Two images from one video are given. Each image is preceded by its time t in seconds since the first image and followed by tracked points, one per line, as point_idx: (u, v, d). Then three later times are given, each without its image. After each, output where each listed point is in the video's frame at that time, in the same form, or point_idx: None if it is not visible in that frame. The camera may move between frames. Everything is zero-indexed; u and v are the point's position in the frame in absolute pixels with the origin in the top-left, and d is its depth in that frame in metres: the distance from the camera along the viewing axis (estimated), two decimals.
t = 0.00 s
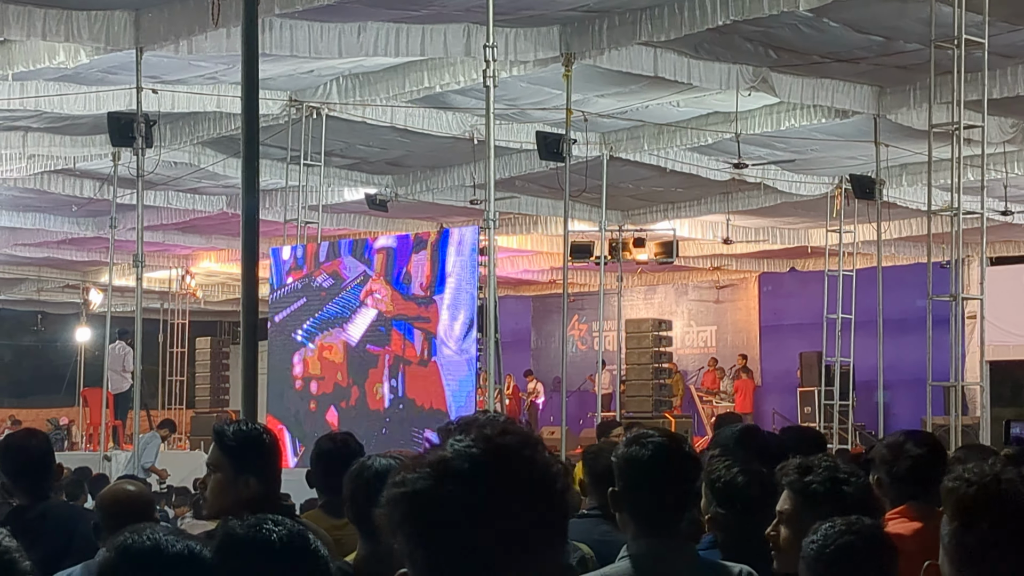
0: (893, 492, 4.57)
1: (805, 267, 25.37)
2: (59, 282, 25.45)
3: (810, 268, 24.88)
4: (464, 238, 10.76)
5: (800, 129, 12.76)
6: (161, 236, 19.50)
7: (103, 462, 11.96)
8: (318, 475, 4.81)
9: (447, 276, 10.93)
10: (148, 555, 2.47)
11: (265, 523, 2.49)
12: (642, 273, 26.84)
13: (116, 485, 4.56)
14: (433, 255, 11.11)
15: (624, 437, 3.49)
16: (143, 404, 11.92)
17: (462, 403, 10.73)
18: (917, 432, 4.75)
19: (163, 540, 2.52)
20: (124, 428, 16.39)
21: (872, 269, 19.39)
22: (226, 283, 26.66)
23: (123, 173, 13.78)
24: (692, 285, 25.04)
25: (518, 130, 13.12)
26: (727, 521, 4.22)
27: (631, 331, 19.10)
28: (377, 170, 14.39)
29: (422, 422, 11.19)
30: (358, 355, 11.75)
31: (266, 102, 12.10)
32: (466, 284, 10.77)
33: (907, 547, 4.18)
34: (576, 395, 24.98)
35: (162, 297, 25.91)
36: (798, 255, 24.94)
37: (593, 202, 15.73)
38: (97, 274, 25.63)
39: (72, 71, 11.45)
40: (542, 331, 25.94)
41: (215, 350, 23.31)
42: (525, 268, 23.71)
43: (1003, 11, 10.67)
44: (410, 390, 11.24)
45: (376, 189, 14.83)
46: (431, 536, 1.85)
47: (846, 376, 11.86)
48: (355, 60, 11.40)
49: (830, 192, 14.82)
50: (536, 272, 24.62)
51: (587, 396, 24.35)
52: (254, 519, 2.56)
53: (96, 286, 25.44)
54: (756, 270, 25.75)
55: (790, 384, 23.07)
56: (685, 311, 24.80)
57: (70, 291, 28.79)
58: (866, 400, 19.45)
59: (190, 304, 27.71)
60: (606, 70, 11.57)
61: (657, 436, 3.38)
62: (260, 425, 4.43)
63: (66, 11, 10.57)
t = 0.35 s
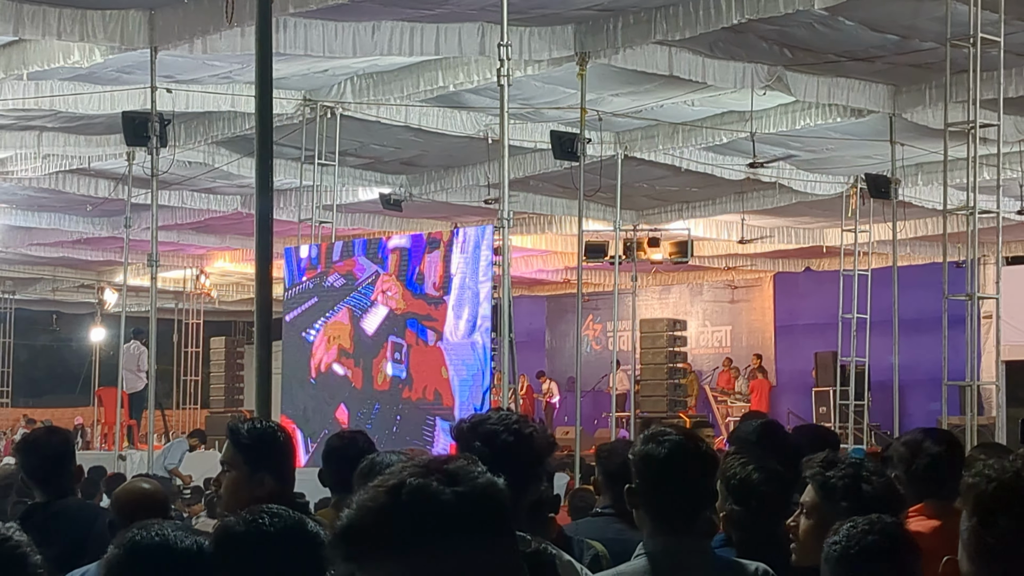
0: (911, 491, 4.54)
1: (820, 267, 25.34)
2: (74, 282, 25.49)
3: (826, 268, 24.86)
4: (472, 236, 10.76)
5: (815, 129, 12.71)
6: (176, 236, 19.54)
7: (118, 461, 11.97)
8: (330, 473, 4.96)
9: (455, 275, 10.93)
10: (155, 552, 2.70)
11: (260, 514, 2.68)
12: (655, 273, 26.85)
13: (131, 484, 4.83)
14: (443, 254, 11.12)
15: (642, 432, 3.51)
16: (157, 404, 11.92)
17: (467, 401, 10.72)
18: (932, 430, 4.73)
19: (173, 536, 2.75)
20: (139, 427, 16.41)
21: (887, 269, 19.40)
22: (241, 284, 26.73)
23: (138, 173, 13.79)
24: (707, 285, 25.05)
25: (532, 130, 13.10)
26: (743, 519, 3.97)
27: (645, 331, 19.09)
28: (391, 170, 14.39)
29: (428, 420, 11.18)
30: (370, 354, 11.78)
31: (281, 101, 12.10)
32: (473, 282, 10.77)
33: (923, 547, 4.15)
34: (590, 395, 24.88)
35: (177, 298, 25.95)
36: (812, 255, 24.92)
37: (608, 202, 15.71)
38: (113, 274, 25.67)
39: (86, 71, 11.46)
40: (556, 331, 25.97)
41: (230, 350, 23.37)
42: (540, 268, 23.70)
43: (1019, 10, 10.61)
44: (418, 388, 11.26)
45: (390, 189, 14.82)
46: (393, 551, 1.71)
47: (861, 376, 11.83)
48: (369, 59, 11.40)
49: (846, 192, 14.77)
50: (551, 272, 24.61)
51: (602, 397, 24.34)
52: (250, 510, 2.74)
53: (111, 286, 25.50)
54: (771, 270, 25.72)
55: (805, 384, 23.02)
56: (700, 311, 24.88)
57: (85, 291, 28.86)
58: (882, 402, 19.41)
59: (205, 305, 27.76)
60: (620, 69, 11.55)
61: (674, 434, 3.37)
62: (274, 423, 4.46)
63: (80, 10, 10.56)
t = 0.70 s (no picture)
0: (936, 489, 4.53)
1: (840, 265, 25.24)
2: (93, 280, 25.52)
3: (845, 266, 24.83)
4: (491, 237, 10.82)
5: (835, 126, 12.70)
6: (197, 233, 19.56)
7: (139, 458, 12.01)
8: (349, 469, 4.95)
9: (474, 276, 10.99)
10: (172, 546, 2.65)
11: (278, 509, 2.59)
12: (677, 270, 27.11)
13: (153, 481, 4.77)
14: (462, 255, 11.18)
15: (666, 428, 3.60)
16: (178, 401, 11.93)
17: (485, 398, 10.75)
18: (954, 426, 4.72)
19: (188, 531, 2.69)
20: (162, 424, 16.46)
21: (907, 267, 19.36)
22: (261, 281, 26.79)
23: (159, 170, 13.82)
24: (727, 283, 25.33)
25: (553, 127, 13.10)
26: (765, 517, 3.91)
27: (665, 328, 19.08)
28: (412, 167, 14.41)
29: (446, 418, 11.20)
30: (386, 355, 11.81)
31: (301, 99, 12.12)
32: (490, 280, 10.85)
33: (947, 543, 4.14)
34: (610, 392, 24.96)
35: (197, 295, 26.02)
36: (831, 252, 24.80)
37: (628, 199, 15.72)
38: (133, 271, 25.71)
39: (107, 68, 11.47)
40: (577, 328, 26.17)
41: (250, 347, 23.44)
42: (559, 265, 23.73)
43: None
44: (436, 387, 11.28)
45: (411, 186, 14.84)
46: (428, 539, 1.91)
47: (882, 374, 11.81)
48: (389, 56, 11.41)
49: (866, 189, 14.74)
50: (570, 269, 24.62)
51: (621, 394, 24.37)
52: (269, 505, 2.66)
53: (131, 284, 25.56)
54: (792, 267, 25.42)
55: (826, 381, 22.89)
56: (720, 309, 25.08)
57: (104, 289, 28.94)
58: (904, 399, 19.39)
59: (225, 302, 27.81)
60: (640, 66, 11.55)
61: (697, 431, 3.48)
62: (298, 419, 4.47)
63: (100, 8, 10.57)
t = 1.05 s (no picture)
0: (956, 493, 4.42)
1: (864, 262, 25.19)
2: (118, 277, 25.62)
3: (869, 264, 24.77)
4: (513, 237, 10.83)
5: (859, 123, 12.65)
6: (220, 230, 19.66)
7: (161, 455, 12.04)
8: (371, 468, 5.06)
9: (496, 276, 11.00)
10: (189, 544, 2.76)
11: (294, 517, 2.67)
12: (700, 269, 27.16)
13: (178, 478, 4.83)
14: (485, 256, 11.17)
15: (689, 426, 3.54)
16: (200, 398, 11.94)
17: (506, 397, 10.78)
18: (978, 426, 4.59)
19: (205, 529, 2.80)
20: (185, 421, 16.53)
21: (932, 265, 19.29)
22: (285, 279, 26.91)
23: (182, 168, 13.87)
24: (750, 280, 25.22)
25: (576, 124, 13.08)
26: (787, 514, 3.96)
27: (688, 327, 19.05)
28: (433, 164, 14.43)
29: (466, 418, 11.21)
30: (405, 355, 11.80)
31: (324, 96, 12.14)
32: (510, 277, 10.90)
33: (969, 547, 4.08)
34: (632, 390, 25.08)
35: (221, 292, 26.15)
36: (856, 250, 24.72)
37: (651, 197, 15.72)
38: (156, 269, 25.81)
39: (130, 66, 11.51)
40: (599, 326, 26.19)
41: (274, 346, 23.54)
42: (582, 263, 23.73)
43: None
44: (456, 387, 11.28)
45: (433, 183, 14.87)
46: (535, 508, 1.83)
47: (906, 372, 11.75)
48: (411, 54, 11.42)
49: (890, 187, 14.71)
50: (594, 267, 24.62)
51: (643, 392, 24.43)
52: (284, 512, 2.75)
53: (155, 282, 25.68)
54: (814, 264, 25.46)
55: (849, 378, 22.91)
56: (743, 307, 25.05)
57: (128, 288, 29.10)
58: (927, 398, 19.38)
59: (249, 300, 27.95)
60: (663, 63, 11.53)
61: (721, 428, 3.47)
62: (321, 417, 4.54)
63: (123, 5, 10.61)
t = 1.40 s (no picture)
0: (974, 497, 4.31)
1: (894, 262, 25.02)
2: (149, 276, 25.74)
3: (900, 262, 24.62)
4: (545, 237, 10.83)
5: (890, 122, 12.64)
6: (252, 229, 19.77)
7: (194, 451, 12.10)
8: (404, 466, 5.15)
9: (527, 277, 11.00)
10: (214, 541, 2.71)
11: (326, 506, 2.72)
12: (729, 267, 27.02)
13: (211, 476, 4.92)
14: (515, 257, 11.18)
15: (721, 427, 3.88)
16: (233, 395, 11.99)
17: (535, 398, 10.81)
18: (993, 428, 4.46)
19: (229, 529, 2.74)
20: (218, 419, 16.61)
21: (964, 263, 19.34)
22: (315, 278, 27.05)
23: (215, 166, 13.93)
24: (780, 278, 25.00)
25: (606, 123, 13.11)
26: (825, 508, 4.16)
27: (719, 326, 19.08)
28: (465, 163, 14.49)
29: (495, 417, 11.24)
30: (434, 354, 11.84)
31: (356, 95, 12.18)
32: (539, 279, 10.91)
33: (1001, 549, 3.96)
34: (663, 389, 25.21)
35: (252, 290, 26.31)
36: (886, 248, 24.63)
37: (681, 196, 15.79)
38: (189, 267, 25.93)
39: (163, 65, 11.55)
40: (629, 325, 26.21)
41: (304, 344, 23.67)
42: (612, 261, 23.82)
43: None
44: (486, 388, 11.31)
45: (464, 182, 14.94)
46: (616, 506, 1.87)
47: (937, 371, 11.74)
48: (443, 53, 11.44)
49: (920, 185, 14.72)
50: (624, 265, 24.69)
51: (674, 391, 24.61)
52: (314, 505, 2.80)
53: (187, 279, 25.81)
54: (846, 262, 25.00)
55: (881, 378, 22.97)
56: (774, 305, 24.79)
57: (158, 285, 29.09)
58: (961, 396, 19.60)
59: (280, 298, 28.10)
60: (694, 62, 11.55)
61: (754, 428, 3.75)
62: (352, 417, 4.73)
63: (157, 5, 10.63)
